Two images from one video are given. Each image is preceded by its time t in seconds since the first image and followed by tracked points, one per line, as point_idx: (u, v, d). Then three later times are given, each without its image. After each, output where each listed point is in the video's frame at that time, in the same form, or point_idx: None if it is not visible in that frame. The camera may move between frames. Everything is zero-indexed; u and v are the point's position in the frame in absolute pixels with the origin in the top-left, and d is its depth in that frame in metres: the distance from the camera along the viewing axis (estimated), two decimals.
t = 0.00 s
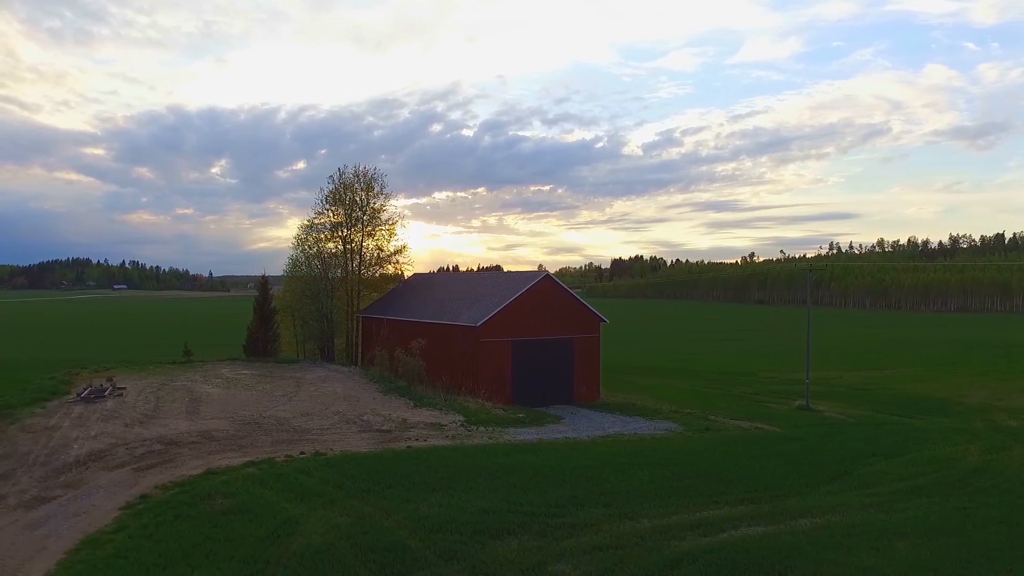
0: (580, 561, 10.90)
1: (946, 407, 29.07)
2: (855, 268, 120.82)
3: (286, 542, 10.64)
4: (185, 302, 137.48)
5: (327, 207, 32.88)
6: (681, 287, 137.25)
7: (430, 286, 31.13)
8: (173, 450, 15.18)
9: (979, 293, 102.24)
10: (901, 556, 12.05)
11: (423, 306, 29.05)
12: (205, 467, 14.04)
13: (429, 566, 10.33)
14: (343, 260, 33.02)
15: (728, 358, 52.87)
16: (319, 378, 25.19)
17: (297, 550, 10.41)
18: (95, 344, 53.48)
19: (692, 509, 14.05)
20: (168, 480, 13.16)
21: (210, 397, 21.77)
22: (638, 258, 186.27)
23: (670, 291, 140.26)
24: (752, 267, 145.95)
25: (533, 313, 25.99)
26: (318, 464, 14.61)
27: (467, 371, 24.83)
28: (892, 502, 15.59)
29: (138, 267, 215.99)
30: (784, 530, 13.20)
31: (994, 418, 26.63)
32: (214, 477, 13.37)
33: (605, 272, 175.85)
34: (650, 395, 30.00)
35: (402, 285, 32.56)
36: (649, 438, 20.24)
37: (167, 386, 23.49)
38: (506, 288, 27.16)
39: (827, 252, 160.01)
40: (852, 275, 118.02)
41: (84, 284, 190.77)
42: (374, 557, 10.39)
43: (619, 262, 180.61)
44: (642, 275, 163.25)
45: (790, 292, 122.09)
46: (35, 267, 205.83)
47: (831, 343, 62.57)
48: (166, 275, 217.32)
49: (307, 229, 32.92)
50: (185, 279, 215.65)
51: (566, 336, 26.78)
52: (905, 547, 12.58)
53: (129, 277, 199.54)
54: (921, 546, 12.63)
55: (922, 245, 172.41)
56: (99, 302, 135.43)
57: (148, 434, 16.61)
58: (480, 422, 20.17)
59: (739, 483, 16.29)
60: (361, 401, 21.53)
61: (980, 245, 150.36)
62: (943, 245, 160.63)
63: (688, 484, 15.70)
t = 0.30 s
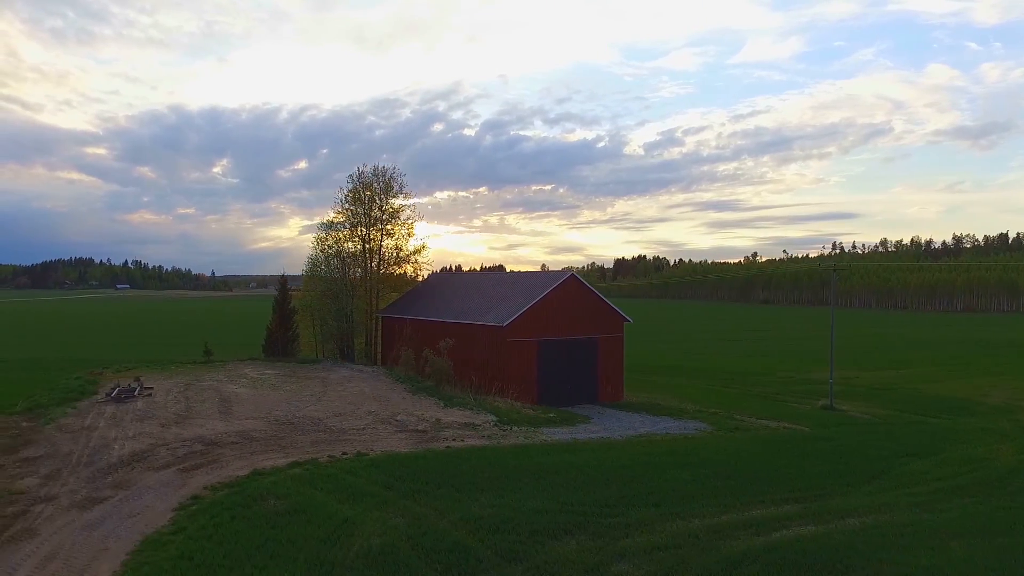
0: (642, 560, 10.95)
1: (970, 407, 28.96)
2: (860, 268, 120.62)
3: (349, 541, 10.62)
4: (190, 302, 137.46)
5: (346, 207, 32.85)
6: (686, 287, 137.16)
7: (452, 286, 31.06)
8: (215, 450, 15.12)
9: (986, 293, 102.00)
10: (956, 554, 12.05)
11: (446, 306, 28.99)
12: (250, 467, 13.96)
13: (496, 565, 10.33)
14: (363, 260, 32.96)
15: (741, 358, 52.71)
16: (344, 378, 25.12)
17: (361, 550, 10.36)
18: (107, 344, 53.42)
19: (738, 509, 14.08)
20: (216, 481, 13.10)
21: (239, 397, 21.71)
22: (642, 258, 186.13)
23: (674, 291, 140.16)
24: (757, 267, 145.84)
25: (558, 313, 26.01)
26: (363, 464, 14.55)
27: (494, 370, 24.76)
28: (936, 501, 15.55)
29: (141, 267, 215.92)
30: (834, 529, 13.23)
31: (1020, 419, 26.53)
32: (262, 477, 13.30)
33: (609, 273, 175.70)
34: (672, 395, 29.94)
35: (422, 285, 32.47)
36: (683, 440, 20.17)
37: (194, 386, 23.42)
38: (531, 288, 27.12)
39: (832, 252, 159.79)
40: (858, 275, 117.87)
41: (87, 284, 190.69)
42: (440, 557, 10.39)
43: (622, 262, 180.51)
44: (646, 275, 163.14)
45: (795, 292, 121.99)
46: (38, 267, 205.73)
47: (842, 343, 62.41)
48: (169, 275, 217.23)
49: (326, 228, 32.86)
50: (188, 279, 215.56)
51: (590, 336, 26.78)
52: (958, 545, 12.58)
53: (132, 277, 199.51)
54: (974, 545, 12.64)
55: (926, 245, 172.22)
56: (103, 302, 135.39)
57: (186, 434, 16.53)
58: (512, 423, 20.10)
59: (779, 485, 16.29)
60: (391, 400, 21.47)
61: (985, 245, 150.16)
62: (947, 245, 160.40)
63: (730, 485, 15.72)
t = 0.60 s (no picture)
0: (705, 560, 11.07)
1: (993, 407, 29.00)
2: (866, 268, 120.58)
3: (415, 542, 10.68)
4: (194, 301, 137.47)
5: (365, 206, 32.81)
6: (690, 287, 137.18)
7: (473, 286, 31.05)
8: (258, 450, 15.08)
9: (993, 293, 101.94)
10: (1012, 553, 12.12)
11: (469, 306, 28.99)
12: (298, 467, 13.95)
13: (565, 565, 10.42)
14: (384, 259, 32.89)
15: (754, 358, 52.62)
16: (371, 378, 25.11)
17: (427, 552, 10.35)
18: (119, 343, 53.39)
19: (786, 509, 14.15)
20: (266, 481, 13.06)
21: (269, 396, 21.68)
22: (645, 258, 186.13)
23: (679, 291, 140.15)
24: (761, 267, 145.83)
25: (583, 313, 26.09)
26: (409, 464, 14.53)
27: (520, 369, 24.76)
28: (979, 501, 15.58)
29: (144, 267, 215.81)
30: (884, 529, 13.31)
31: None
32: (313, 478, 13.30)
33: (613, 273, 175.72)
34: (694, 395, 29.98)
35: (442, 285, 32.34)
36: (716, 441, 20.22)
37: (222, 387, 23.39)
38: (555, 288, 27.12)
39: (836, 253, 159.66)
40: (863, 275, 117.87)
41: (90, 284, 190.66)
42: (508, 558, 10.46)
43: (626, 262, 180.50)
44: (650, 275, 163.13)
45: (800, 292, 121.99)
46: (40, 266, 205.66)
47: (854, 343, 62.27)
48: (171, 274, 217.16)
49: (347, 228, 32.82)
50: (191, 279, 215.42)
51: (614, 336, 26.90)
52: (1011, 544, 12.64)
53: (135, 277, 199.40)
54: None
55: (929, 245, 172.05)
56: (108, 301, 135.35)
57: (225, 434, 16.50)
58: (545, 423, 20.13)
59: (820, 485, 16.35)
60: (422, 400, 21.46)
61: (990, 245, 149.95)
62: (952, 245, 160.16)
63: (772, 486, 15.80)
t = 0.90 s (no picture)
0: (767, 561, 11.17)
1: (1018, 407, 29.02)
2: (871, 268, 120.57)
3: (479, 542, 10.73)
4: (199, 301, 137.43)
5: (385, 207, 32.82)
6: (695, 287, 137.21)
7: (495, 287, 31.08)
8: (303, 451, 15.06)
9: (1000, 293, 101.88)
10: None
11: (492, 307, 29.00)
12: (347, 468, 13.93)
13: (631, 566, 10.50)
14: (404, 259, 32.86)
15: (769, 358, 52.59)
16: (398, 378, 25.11)
17: (495, 553, 10.37)
18: (132, 344, 53.35)
19: (834, 509, 14.21)
20: (318, 482, 13.04)
21: (300, 396, 21.66)
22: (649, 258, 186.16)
23: (684, 292, 140.16)
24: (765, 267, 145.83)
25: (609, 314, 26.27)
26: (456, 465, 14.54)
27: (547, 369, 24.76)
28: None
29: (146, 267, 215.83)
30: (935, 527, 13.37)
31: None
32: (365, 478, 13.31)
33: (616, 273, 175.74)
34: (718, 395, 30.00)
35: (463, 286, 32.26)
36: (751, 442, 20.27)
37: (251, 387, 23.38)
38: (580, 288, 27.15)
39: (841, 253, 159.32)
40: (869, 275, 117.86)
41: (93, 284, 190.58)
42: (575, 557, 10.52)
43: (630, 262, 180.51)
44: (654, 275, 163.19)
45: (806, 292, 121.98)
46: (43, 266, 205.55)
47: (865, 343, 62.09)
48: (174, 274, 217.08)
49: (368, 227, 32.79)
50: (194, 279, 215.13)
51: (638, 335, 27.13)
52: None
53: (138, 277, 199.40)
54: None
55: (935, 245, 171.61)
56: (112, 301, 135.28)
57: (267, 434, 16.49)
58: (580, 424, 20.18)
59: (862, 486, 16.39)
60: (454, 401, 21.46)
61: (995, 245, 149.78)
62: (957, 245, 159.95)
63: (815, 486, 15.85)
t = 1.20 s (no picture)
0: (830, 561, 11.18)
1: None
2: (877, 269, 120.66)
3: (543, 543, 10.76)
4: (204, 301, 137.42)
5: (406, 206, 32.83)
6: (700, 287, 137.27)
7: (517, 287, 31.08)
8: (349, 451, 15.05)
9: (1006, 293, 101.93)
10: None
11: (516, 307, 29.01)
12: (397, 468, 13.95)
13: (699, 568, 10.52)
14: (425, 258, 32.87)
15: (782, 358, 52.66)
16: (426, 378, 25.11)
17: (563, 554, 10.39)
18: (145, 344, 53.32)
19: (883, 509, 14.25)
20: (372, 483, 13.06)
21: (332, 396, 21.66)
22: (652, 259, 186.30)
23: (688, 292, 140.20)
24: (769, 267, 145.90)
25: (637, 314, 26.28)
26: (504, 465, 14.58)
27: (575, 369, 24.76)
28: None
29: (149, 267, 215.83)
30: (987, 526, 13.40)
31: None
32: (417, 479, 13.34)
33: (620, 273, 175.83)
34: (741, 395, 30.04)
35: (484, 287, 32.28)
36: (784, 442, 20.31)
37: (280, 387, 23.37)
38: (605, 289, 27.16)
39: (845, 253, 159.17)
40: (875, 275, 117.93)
41: (96, 284, 190.52)
42: (641, 559, 10.57)
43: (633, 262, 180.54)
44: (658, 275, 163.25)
45: (811, 292, 122.06)
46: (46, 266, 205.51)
47: (877, 343, 62.00)
48: (177, 273, 216.99)
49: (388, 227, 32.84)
50: (197, 279, 215.26)
51: (664, 335, 27.14)
52: None
53: (141, 277, 199.49)
54: None
55: (938, 244, 171.82)
56: (117, 301, 135.24)
57: (309, 434, 16.49)
58: (614, 425, 20.18)
59: (903, 486, 16.44)
60: (486, 400, 21.49)
61: (1000, 245, 149.59)
62: (964, 244, 159.42)
63: (856, 487, 15.91)
